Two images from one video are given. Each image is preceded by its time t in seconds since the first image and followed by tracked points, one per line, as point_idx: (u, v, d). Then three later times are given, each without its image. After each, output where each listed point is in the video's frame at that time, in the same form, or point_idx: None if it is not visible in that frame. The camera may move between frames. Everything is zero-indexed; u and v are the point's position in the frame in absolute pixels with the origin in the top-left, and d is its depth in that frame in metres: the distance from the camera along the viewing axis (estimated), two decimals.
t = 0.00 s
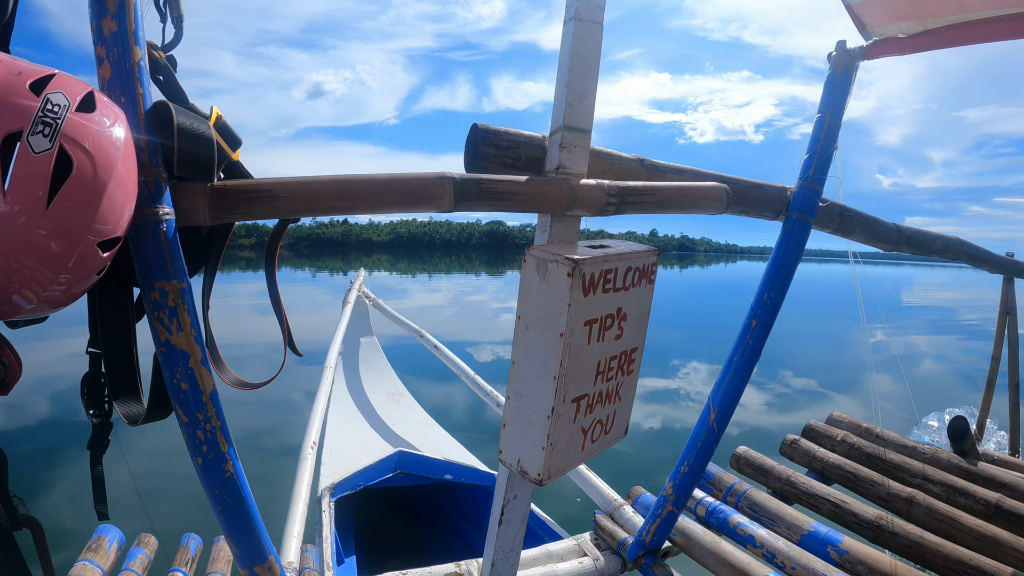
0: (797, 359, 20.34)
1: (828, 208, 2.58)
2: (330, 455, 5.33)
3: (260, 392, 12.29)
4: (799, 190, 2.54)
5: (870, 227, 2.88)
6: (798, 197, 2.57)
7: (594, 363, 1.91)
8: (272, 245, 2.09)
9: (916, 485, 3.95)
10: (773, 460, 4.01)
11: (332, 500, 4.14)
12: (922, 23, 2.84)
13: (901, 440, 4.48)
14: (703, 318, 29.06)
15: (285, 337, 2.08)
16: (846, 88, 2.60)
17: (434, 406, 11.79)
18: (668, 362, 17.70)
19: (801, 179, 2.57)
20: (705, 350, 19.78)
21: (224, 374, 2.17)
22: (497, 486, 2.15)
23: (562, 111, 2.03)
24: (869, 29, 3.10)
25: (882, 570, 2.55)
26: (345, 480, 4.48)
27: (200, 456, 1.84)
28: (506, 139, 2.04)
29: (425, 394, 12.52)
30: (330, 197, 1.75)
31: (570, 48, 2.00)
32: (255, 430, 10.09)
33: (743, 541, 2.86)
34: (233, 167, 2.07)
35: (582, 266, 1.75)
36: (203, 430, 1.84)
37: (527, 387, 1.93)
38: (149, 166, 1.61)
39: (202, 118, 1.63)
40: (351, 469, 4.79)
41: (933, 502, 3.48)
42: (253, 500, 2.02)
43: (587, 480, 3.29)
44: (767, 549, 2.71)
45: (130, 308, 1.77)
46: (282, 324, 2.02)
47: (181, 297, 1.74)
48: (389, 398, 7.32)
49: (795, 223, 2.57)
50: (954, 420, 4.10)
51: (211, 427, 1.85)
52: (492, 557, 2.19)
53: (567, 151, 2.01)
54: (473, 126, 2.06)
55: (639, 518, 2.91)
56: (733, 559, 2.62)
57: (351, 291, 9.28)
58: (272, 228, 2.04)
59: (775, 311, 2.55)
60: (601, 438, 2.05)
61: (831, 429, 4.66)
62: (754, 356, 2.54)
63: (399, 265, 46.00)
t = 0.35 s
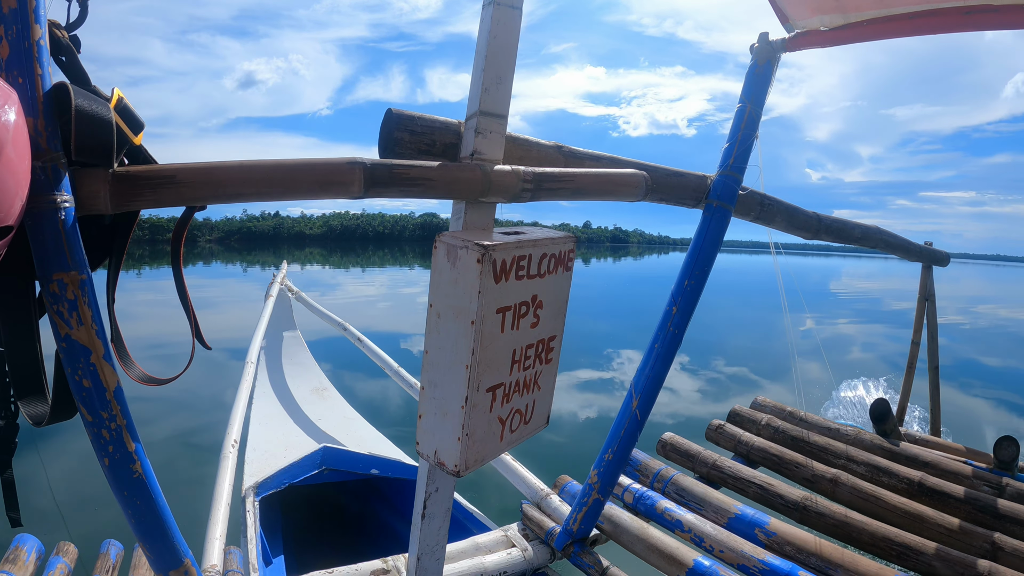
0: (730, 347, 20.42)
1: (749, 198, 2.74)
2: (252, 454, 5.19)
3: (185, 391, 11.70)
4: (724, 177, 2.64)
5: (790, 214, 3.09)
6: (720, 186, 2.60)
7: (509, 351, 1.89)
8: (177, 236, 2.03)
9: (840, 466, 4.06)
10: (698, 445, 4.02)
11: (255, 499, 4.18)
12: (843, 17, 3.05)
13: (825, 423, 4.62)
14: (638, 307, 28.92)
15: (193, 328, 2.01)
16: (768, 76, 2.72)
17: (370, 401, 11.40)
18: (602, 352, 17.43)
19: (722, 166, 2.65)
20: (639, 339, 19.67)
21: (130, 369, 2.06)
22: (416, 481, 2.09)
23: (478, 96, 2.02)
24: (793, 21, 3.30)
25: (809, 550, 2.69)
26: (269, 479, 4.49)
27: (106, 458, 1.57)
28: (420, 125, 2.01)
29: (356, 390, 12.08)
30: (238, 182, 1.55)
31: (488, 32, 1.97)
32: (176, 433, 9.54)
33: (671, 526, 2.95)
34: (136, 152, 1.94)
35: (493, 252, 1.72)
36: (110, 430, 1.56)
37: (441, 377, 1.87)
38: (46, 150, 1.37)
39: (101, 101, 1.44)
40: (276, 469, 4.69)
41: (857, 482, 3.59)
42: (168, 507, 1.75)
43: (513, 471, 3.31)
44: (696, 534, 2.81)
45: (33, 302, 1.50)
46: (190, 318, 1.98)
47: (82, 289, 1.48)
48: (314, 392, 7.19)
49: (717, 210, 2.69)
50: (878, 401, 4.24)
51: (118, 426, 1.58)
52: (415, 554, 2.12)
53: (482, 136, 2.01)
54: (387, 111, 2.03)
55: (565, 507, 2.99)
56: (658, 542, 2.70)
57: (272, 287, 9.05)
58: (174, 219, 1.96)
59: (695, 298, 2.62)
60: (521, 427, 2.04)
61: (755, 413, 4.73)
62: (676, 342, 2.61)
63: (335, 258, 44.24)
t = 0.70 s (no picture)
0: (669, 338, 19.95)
1: (673, 194, 3.00)
2: (177, 459, 5.00)
3: (102, 397, 11.01)
4: (644, 171, 2.74)
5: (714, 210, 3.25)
6: (641, 182, 2.67)
7: (426, 350, 1.89)
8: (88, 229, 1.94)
9: (766, 454, 4.19)
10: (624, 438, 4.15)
11: (182, 505, 4.13)
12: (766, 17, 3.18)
13: (750, 413, 4.78)
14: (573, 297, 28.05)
15: (105, 329, 1.94)
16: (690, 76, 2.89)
17: (306, 399, 11.03)
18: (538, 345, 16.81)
19: (645, 163, 2.66)
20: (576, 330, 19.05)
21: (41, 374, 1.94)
22: (340, 480, 2.09)
23: (396, 92, 2.00)
24: (717, 21, 3.39)
25: (736, 538, 2.85)
26: (196, 484, 4.43)
27: (18, 466, 1.49)
28: (336, 120, 2.06)
29: (288, 389, 11.57)
30: (148, 179, 1.51)
31: (407, 28, 1.95)
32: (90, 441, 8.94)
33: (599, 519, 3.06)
34: (46, 149, 1.77)
35: (406, 249, 1.71)
36: (21, 437, 1.48)
37: (358, 376, 1.88)
38: None
39: None
40: (202, 474, 4.57)
41: (783, 469, 3.72)
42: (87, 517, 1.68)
43: (440, 468, 3.33)
44: (623, 525, 2.91)
45: None
46: (100, 317, 1.90)
47: None
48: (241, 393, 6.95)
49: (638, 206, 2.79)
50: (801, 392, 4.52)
51: (29, 434, 1.51)
52: (343, 554, 2.11)
53: (399, 133, 2.01)
54: (303, 107, 2.07)
55: (493, 503, 3.06)
56: (584, 535, 2.78)
57: (198, 286, 8.69)
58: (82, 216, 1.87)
59: (615, 293, 2.69)
60: (441, 425, 2.06)
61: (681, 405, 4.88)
62: (597, 336, 2.69)
63: (268, 254, 41.86)
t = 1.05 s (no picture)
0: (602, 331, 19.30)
1: (579, 189, 3.24)
2: (88, 468, 4.81)
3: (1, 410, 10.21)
4: (551, 165, 2.88)
5: (621, 202, 3.49)
6: (546, 176, 2.82)
7: (324, 343, 1.95)
8: None
9: (679, 441, 4.29)
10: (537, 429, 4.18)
11: (95, 513, 4.06)
12: (673, 13, 3.42)
13: (664, 402, 4.91)
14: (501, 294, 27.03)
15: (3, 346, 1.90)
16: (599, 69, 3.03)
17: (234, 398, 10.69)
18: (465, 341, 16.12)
19: (551, 157, 2.79)
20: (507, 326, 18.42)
21: None
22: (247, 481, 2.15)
23: (295, 84, 2.08)
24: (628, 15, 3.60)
25: (650, 523, 2.96)
26: (110, 492, 4.33)
27: None
28: (235, 114, 2.15)
29: (212, 389, 11.05)
30: (45, 174, 1.45)
31: (307, 19, 2.01)
32: None
33: (512, 510, 3.13)
34: None
35: (300, 243, 1.76)
36: None
37: (257, 371, 1.92)
38: None
39: None
40: (115, 481, 4.44)
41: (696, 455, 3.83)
42: None
43: (353, 464, 3.28)
44: (537, 516, 3.02)
45: None
46: None
47: None
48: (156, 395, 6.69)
49: (542, 198, 2.85)
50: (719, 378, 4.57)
51: None
52: (255, 555, 2.16)
53: (298, 125, 2.11)
54: (202, 100, 2.14)
55: (405, 497, 3.01)
56: (496, 525, 2.84)
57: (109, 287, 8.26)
58: None
59: (520, 285, 2.78)
60: (345, 419, 2.13)
61: (596, 395, 4.96)
62: (502, 329, 2.69)
63: (192, 255, 39.61)
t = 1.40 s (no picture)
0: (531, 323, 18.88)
1: (491, 181, 3.43)
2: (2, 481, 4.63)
3: None
4: (463, 161, 2.96)
5: (537, 199, 3.74)
6: (457, 171, 2.95)
7: (231, 343, 1.94)
8: None
9: (601, 433, 4.76)
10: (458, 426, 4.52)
11: (14, 527, 4.03)
12: (586, 11, 3.48)
13: (585, 395, 5.38)
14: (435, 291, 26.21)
15: None
16: (514, 65, 3.12)
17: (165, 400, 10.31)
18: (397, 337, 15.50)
19: (463, 153, 2.91)
20: (439, 323, 17.92)
21: None
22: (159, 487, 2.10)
23: (201, 79, 2.22)
24: (542, 14, 3.59)
25: (571, 516, 3.25)
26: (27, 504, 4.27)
27: None
28: (141, 110, 2.22)
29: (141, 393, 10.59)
30: None
31: (215, 16, 2.18)
32: None
33: (433, 506, 3.39)
34: None
35: (203, 241, 1.74)
36: None
37: (165, 373, 1.88)
38: None
39: None
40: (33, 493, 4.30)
41: (616, 448, 4.26)
42: None
43: (273, 467, 3.36)
44: (458, 511, 3.28)
45: None
46: None
47: None
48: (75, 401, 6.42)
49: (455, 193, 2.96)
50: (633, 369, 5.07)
51: None
52: (171, 563, 2.12)
53: (204, 121, 2.24)
54: (107, 95, 2.21)
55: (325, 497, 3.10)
56: (416, 520, 3.03)
57: (21, 290, 7.80)
58: None
59: (432, 282, 2.84)
60: (256, 419, 2.14)
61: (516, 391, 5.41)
62: (414, 325, 2.77)
63: (120, 256, 37.40)
